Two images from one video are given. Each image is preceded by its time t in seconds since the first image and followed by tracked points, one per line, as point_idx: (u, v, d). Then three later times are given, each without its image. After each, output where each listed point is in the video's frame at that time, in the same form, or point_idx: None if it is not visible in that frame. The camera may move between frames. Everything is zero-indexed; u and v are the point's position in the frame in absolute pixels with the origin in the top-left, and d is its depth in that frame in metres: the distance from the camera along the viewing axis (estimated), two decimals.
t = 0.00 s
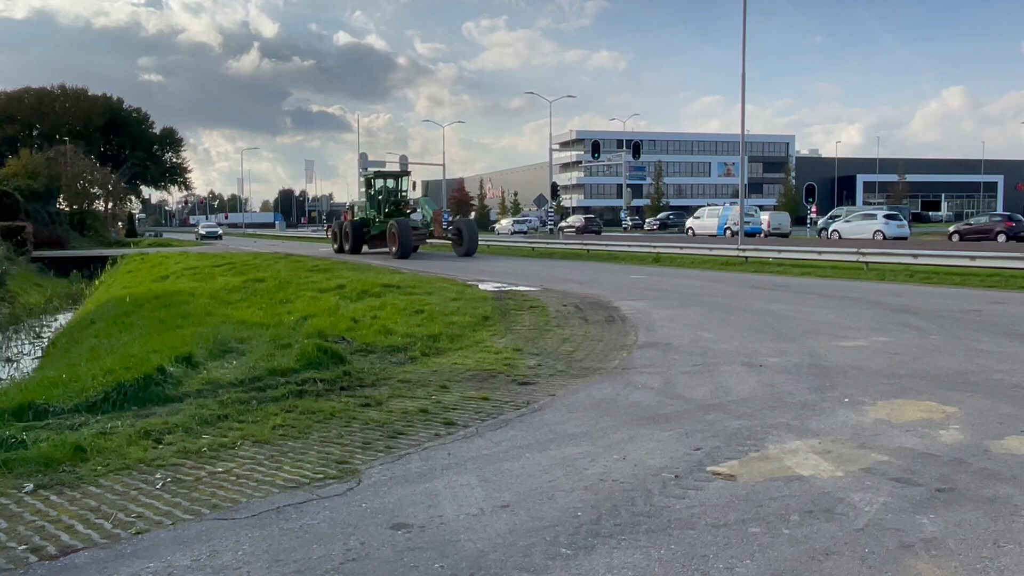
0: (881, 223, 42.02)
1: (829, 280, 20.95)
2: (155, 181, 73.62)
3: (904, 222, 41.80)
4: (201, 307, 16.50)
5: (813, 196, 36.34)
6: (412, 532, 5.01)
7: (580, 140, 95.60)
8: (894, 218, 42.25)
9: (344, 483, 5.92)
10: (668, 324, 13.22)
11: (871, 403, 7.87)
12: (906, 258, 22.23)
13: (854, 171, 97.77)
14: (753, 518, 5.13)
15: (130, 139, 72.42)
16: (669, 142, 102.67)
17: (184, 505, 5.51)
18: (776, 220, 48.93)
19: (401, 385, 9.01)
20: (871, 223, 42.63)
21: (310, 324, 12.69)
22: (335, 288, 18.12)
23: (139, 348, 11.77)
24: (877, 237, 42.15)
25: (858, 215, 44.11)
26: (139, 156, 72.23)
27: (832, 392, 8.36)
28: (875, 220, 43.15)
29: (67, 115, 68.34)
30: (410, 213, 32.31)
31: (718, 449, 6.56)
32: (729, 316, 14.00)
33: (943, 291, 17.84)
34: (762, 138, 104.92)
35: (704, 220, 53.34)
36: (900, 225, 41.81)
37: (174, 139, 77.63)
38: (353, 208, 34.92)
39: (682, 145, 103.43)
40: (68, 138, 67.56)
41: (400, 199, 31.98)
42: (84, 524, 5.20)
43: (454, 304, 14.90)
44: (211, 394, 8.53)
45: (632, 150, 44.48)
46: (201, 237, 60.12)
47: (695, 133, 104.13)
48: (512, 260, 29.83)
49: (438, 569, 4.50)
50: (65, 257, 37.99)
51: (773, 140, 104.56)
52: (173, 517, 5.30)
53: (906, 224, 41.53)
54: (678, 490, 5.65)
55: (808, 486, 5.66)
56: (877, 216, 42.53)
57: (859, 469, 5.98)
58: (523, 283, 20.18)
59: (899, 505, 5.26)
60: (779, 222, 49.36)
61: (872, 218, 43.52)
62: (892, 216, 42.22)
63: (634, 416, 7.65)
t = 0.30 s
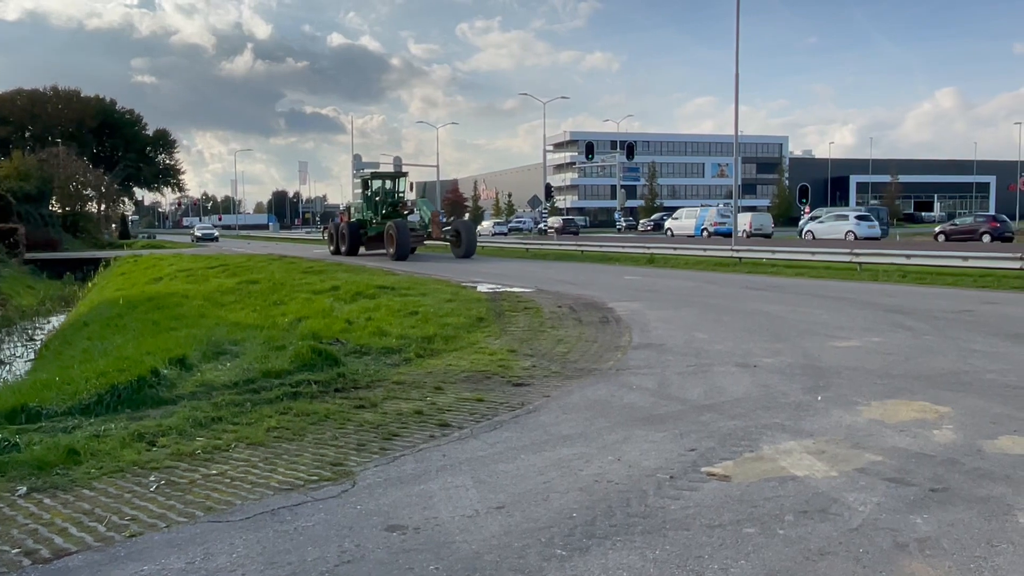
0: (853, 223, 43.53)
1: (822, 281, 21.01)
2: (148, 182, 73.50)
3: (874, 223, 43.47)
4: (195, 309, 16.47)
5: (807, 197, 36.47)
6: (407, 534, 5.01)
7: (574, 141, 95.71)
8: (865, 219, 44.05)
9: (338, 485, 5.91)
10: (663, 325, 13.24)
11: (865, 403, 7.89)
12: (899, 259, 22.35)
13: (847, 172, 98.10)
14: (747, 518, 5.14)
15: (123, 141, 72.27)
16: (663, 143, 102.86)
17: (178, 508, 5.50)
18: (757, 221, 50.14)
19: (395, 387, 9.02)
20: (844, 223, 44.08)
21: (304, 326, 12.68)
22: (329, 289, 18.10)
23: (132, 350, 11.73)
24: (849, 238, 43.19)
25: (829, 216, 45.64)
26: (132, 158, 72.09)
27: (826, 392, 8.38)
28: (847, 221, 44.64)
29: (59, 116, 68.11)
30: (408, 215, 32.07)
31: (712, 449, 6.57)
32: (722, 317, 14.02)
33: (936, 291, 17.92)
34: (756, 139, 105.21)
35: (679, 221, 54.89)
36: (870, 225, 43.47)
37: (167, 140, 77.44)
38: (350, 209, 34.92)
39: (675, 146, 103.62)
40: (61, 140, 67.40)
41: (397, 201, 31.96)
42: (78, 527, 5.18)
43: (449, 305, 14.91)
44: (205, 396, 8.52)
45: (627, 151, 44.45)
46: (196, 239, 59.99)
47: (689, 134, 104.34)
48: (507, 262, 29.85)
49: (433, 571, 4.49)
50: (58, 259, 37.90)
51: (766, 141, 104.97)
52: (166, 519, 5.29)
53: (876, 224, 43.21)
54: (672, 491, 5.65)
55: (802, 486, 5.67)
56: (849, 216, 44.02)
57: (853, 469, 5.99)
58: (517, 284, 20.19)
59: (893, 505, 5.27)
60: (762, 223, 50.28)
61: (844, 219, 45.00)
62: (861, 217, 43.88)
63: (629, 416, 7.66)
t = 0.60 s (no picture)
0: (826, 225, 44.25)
1: (817, 282, 21.01)
2: (142, 185, 73.37)
3: (847, 225, 44.04)
4: (189, 312, 16.43)
5: (801, 199, 36.56)
6: (403, 537, 5.00)
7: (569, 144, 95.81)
8: (838, 220, 44.68)
9: (334, 489, 5.90)
10: (658, 327, 13.25)
11: (860, 405, 7.91)
12: (893, 260, 22.39)
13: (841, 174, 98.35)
14: (743, 521, 5.14)
15: (117, 144, 72.13)
16: (657, 146, 103.03)
17: (173, 512, 5.48)
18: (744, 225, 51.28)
19: (390, 390, 9.01)
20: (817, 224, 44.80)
21: (299, 329, 12.66)
22: (324, 292, 18.08)
23: (127, 354, 11.69)
24: (821, 238, 43.82)
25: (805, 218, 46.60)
26: (126, 161, 71.95)
27: (821, 394, 8.39)
28: (821, 221, 45.31)
29: (53, 119, 67.90)
30: (408, 216, 31.74)
31: (708, 451, 6.57)
32: (718, 319, 14.04)
33: (930, 292, 17.97)
34: (750, 141, 105.45)
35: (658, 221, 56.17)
36: (842, 228, 44.10)
37: (162, 143, 77.26)
38: (348, 212, 34.87)
39: (670, 149, 103.77)
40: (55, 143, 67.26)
41: (396, 203, 31.94)
42: (72, 531, 5.16)
43: (444, 308, 14.90)
44: (200, 399, 8.50)
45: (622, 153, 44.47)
46: (191, 242, 59.86)
47: (684, 136, 104.50)
48: (504, 264, 29.83)
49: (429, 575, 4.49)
50: (52, 262, 37.82)
51: (761, 143, 105.18)
52: (161, 524, 5.27)
53: (848, 226, 43.92)
54: (668, 494, 5.66)
55: (797, 488, 5.67)
56: (823, 216, 44.70)
57: (848, 470, 6.00)
58: (513, 287, 20.18)
59: (889, 507, 5.28)
60: (745, 224, 51.44)
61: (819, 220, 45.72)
62: (834, 219, 44.75)
63: (624, 419, 7.67)
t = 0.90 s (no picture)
0: (798, 228, 44.72)
1: (814, 285, 21.00)
2: (138, 189, 73.32)
3: (819, 226, 44.36)
4: (186, 316, 16.40)
5: (798, 201, 36.57)
6: (399, 542, 4.99)
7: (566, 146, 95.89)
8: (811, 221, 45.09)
9: (331, 493, 5.89)
10: (654, 330, 13.26)
11: (856, 407, 7.91)
12: (889, 263, 22.40)
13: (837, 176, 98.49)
14: (740, 524, 5.14)
15: (113, 147, 72.05)
16: (654, 148, 103.14)
17: (169, 517, 5.47)
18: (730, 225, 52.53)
19: (387, 393, 9.00)
20: (790, 228, 45.35)
21: (296, 333, 12.64)
22: (321, 295, 18.07)
23: (123, 358, 11.65)
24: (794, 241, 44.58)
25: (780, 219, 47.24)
26: (122, 164, 71.91)
27: (818, 397, 8.39)
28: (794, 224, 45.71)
29: (49, 123, 67.75)
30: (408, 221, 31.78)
31: (705, 454, 6.57)
32: (715, 321, 14.04)
33: (927, 294, 17.98)
34: (746, 144, 105.58)
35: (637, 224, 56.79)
36: (814, 229, 44.41)
37: (158, 146, 77.17)
38: (347, 215, 34.68)
39: (667, 151, 103.88)
40: (51, 146, 67.17)
41: (395, 206, 31.67)
42: (68, 537, 5.15)
43: (441, 311, 14.89)
44: (196, 404, 8.48)
45: (619, 155, 44.47)
46: (189, 245, 59.85)
47: (680, 139, 104.62)
48: (500, 267, 29.83)
49: None
50: (48, 266, 37.76)
51: (757, 146, 105.32)
52: (157, 529, 5.26)
53: (821, 227, 44.21)
54: (665, 497, 5.65)
55: (794, 491, 5.68)
56: (795, 220, 45.21)
57: (845, 473, 6.01)
58: (510, 289, 20.18)
59: (886, 510, 5.29)
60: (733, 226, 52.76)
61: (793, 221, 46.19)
62: (808, 221, 45.13)
63: (621, 422, 7.66)
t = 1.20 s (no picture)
0: (772, 231, 45.95)
1: (811, 288, 21.03)
2: (135, 193, 73.26)
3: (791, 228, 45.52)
4: (183, 320, 16.37)
5: (795, 204, 36.60)
6: (398, 546, 4.98)
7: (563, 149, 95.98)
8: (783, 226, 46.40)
9: (329, 498, 5.88)
10: (652, 333, 13.25)
11: (854, 410, 7.92)
12: (886, 266, 22.45)
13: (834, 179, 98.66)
14: (739, 527, 5.14)
15: (110, 151, 72.04)
16: (651, 151, 103.24)
17: (167, 522, 5.46)
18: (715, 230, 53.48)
19: (385, 397, 8.98)
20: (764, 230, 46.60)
21: (293, 336, 12.63)
22: (318, 299, 18.05)
23: (120, 363, 11.64)
24: (768, 242, 45.80)
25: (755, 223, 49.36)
26: (119, 168, 71.89)
27: (816, 400, 8.40)
28: (767, 227, 46.96)
29: (46, 126, 67.70)
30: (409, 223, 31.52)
31: (703, 458, 6.57)
32: (712, 324, 14.05)
33: (924, 297, 18.01)
34: (743, 146, 105.75)
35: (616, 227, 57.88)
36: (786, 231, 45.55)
37: (155, 150, 77.08)
38: (347, 218, 34.66)
39: (664, 154, 103.99)
40: (48, 150, 67.08)
41: (396, 209, 31.57)
42: (65, 542, 5.13)
43: (439, 315, 14.88)
44: (194, 408, 8.46)
45: (616, 158, 44.41)
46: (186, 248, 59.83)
47: (677, 142, 104.74)
48: (499, 270, 29.82)
49: None
50: (45, 270, 37.71)
51: (754, 149, 105.52)
52: (155, 534, 5.25)
53: (793, 229, 45.31)
54: (664, 501, 5.65)
55: (792, 494, 5.68)
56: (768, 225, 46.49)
57: (843, 476, 6.01)
58: (507, 293, 20.18)
59: (884, 513, 5.29)
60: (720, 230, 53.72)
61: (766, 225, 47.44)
62: (780, 224, 46.41)
63: (619, 425, 7.66)
